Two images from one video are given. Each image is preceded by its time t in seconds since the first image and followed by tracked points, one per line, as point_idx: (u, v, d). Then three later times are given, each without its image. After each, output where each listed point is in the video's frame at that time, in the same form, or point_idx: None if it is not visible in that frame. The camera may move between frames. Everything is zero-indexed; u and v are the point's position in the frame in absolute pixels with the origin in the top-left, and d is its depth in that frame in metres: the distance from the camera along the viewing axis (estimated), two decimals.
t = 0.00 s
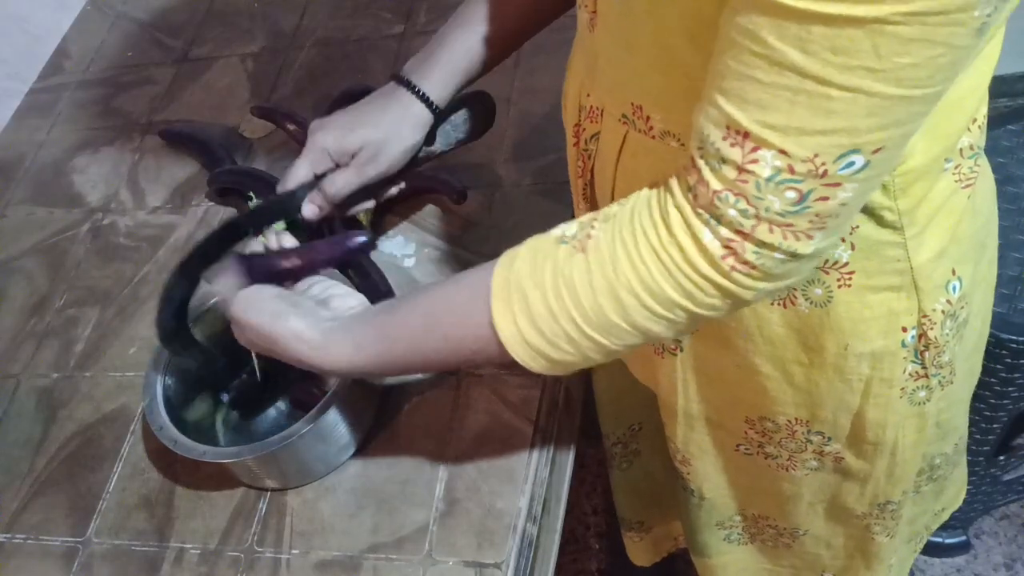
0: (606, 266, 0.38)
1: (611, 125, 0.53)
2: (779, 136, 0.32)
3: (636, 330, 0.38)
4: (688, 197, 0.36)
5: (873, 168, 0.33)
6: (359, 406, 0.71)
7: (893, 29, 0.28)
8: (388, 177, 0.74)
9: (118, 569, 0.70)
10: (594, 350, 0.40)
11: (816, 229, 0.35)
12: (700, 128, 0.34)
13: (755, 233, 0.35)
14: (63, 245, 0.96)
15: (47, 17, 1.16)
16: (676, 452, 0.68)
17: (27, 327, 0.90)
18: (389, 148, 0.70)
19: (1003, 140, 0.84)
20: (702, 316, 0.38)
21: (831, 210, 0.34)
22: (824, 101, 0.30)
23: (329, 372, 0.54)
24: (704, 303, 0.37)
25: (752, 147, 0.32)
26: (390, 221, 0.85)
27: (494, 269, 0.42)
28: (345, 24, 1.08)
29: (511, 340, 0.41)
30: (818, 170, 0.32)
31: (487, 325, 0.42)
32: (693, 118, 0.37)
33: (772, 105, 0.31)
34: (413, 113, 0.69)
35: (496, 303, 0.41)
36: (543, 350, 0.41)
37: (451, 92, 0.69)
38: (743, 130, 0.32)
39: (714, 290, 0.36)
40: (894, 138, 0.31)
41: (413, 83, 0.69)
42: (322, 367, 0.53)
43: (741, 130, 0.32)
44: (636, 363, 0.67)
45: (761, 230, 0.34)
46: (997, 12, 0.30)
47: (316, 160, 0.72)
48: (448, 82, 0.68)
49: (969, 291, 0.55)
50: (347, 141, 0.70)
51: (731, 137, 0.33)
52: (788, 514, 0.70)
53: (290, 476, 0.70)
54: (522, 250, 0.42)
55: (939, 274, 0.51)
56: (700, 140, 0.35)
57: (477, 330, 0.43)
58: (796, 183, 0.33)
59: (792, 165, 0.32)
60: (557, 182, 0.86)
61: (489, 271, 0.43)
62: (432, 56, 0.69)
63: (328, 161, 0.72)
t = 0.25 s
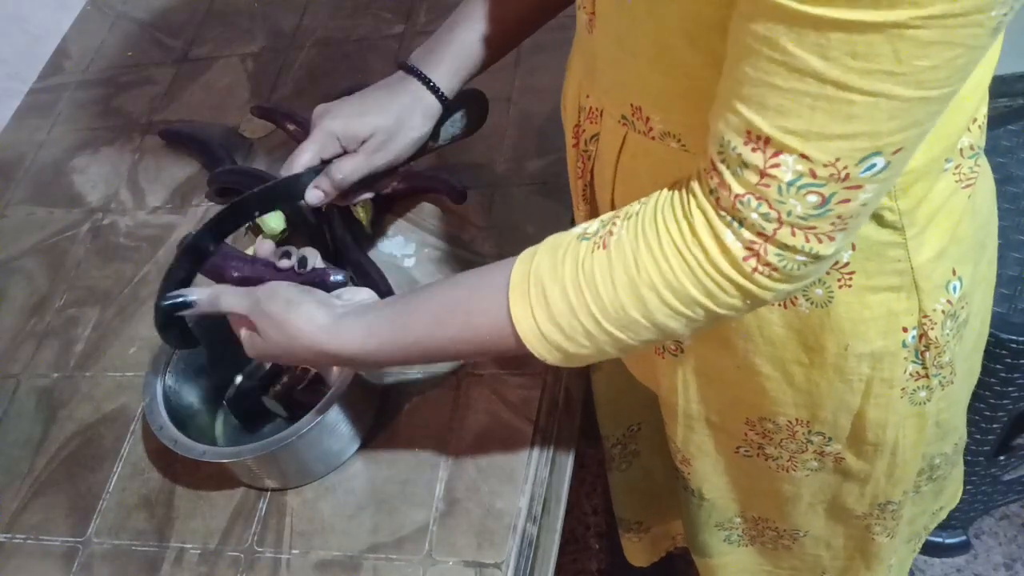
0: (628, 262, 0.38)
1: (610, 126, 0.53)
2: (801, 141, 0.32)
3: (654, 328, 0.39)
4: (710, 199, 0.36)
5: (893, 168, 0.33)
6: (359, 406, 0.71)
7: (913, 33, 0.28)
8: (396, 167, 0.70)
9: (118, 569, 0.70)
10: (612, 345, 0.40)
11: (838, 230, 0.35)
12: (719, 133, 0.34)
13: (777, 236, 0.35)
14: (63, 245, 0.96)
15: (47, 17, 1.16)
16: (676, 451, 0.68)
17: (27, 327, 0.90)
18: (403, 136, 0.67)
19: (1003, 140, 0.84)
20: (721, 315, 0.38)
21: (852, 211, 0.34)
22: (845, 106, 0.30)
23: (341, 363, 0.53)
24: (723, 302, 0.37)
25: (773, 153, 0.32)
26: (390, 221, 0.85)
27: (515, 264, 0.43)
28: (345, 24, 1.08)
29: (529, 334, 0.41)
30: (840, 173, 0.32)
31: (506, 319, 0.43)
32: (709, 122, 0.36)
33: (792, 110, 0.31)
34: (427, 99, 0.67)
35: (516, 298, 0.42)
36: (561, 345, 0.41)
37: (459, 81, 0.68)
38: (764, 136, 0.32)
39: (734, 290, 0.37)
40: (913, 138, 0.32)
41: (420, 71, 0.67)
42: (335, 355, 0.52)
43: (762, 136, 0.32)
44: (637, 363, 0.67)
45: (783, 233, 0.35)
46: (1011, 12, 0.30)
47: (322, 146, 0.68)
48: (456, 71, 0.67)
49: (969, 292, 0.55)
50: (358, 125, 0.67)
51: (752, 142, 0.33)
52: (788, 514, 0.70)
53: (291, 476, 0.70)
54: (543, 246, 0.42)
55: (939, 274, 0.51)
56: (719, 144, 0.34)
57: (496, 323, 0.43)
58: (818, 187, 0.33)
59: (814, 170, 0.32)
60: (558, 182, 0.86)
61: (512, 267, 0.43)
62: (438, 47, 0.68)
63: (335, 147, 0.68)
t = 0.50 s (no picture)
0: (623, 251, 0.38)
1: (610, 125, 0.53)
2: (800, 139, 0.32)
3: (647, 320, 0.39)
4: (707, 195, 0.36)
5: (891, 169, 0.33)
6: (359, 405, 0.71)
7: (913, 32, 0.28)
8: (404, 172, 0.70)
9: (118, 569, 0.70)
10: (602, 333, 0.40)
11: (835, 231, 0.35)
12: (718, 131, 0.34)
13: (773, 235, 0.35)
14: (63, 245, 0.96)
15: (46, 17, 1.16)
16: (675, 450, 0.68)
17: (27, 327, 0.90)
18: (415, 143, 0.67)
19: (1003, 140, 0.84)
20: (715, 313, 0.38)
21: (850, 211, 0.34)
22: (844, 104, 0.30)
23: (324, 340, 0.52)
24: (718, 299, 0.37)
25: (772, 151, 0.32)
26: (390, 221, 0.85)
27: (507, 251, 0.43)
28: (345, 24, 1.08)
29: (519, 320, 0.41)
30: (837, 173, 0.32)
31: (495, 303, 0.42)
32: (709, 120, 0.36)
33: (792, 108, 0.31)
34: (439, 106, 0.67)
35: (507, 283, 0.41)
36: (550, 331, 0.41)
37: (469, 86, 0.67)
38: (763, 134, 0.32)
39: (730, 287, 0.36)
40: (912, 138, 0.32)
41: (430, 76, 0.67)
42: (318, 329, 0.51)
43: (761, 134, 0.32)
44: (637, 363, 0.67)
45: (779, 232, 0.35)
46: (1013, 12, 0.30)
47: (334, 152, 0.67)
48: (467, 77, 0.67)
49: (968, 292, 0.55)
50: (373, 133, 0.66)
51: (751, 140, 0.33)
52: (787, 514, 0.70)
53: (290, 476, 0.70)
54: (537, 236, 0.42)
55: (938, 274, 0.51)
56: (718, 141, 0.35)
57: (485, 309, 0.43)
58: (816, 186, 0.33)
59: (813, 168, 0.32)
60: (558, 182, 0.86)
61: (502, 257, 0.43)
62: (448, 51, 0.67)
63: (347, 153, 0.67)
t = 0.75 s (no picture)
0: (613, 235, 0.38)
1: (610, 124, 0.53)
2: (791, 135, 0.32)
3: (633, 309, 0.39)
4: (698, 188, 0.36)
5: (881, 169, 0.33)
6: (359, 406, 0.71)
7: (904, 31, 0.28)
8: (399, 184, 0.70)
9: (118, 569, 0.70)
10: (588, 316, 0.40)
11: (823, 229, 0.35)
12: (710, 125, 0.34)
13: (761, 230, 0.35)
14: (63, 245, 0.96)
15: (46, 17, 1.16)
16: (675, 451, 0.68)
17: (27, 327, 0.90)
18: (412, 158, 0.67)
19: (1003, 140, 0.84)
20: (701, 307, 0.38)
21: (838, 210, 0.34)
22: (834, 101, 0.30)
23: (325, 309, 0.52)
24: (703, 292, 0.37)
25: (762, 146, 0.32)
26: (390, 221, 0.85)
27: (503, 231, 0.43)
28: (345, 24, 1.08)
29: (509, 298, 0.41)
30: (826, 171, 0.32)
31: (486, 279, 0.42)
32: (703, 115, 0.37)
33: (783, 105, 0.31)
34: (436, 120, 0.67)
35: (500, 261, 0.41)
36: (537, 310, 0.41)
37: (465, 98, 0.67)
38: (754, 129, 0.32)
39: (716, 281, 0.36)
40: (903, 139, 0.32)
41: (426, 88, 0.67)
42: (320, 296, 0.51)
43: (752, 129, 0.32)
44: (637, 363, 0.67)
45: (767, 227, 0.35)
46: (1008, 13, 0.30)
47: (331, 165, 0.66)
48: (462, 89, 0.67)
49: (969, 294, 0.55)
50: (371, 147, 0.65)
51: (742, 135, 0.33)
52: (786, 514, 0.70)
53: (290, 476, 0.70)
54: (532, 218, 0.42)
55: (939, 276, 0.51)
56: (710, 136, 0.35)
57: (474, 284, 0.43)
58: (804, 183, 0.33)
59: (802, 164, 0.32)
60: (558, 182, 0.86)
61: (500, 233, 0.43)
62: (445, 61, 0.67)
63: (345, 166, 0.67)
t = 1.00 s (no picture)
0: (607, 227, 0.38)
1: (614, 125, 0.53)
2: (784, 129, 0.31)
3: (624, 300, 0.39)
4: (692, 181, 0.36)
5: (875, 165, 0.32)
6: (359, 405, 0.71)
7: (898, 26, 0.28)
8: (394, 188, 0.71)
9: (118, 569, 0.70)
10: (580, 307, 0.40)
11: (816, 225, 0.35)
12: (706, 118, 0.34)
13: (753, 223, 0.34)
14: (63, 245, 0.96)
15: (47, 17, 1.16)
16: (678, 452, 0.68)
17: (27, 327, 0.90)
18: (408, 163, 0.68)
19: (1003, 140, 0.84)
20: (692, 301, 0.38)
21: (831, 206, 0.34)
22: (828, 96, 0.30)
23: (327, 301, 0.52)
24: (694, 285, 0.37)
25: (755, 139, 0.32)
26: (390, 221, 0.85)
27: (501, 219, 0.43)
28: (345, 24, 1.08)
29: (503, 285, 0.41)
30: (819, 165, 0.32)
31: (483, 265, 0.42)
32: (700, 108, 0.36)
33: (777, 99, 0.31)
34: (431, 126, 0.67)
35: (495, 252, 0.41)
36: (530, 300, 0.41)
37: (460, 102, 0.67)
38: (748, 122, 0.32)
39: (707, 274, 0.36)
40: (896, 135, 0.31)
41: (420, 93, 0.66)
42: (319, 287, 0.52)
43: (746, 122, 0.32)
44: (639, 363, 0.67)
45: (759, 221, 0.34)
46: (1005, 11, 0.30)
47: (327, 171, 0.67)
48: (457, 93, 0.67)
49: (973, 295, 0.55)
50: (366, 154, 0.65)
51: (736, 128, 0.33)
52: (789, 514, 0.70)
53: (291, 476, 0.70)
54: (530, 208, 0.42)
55: (942, 276, 0.51)
56: (706, 129, 0.35)
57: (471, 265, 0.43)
58: (796, 176, 0.33)
59: (794, 158, 0.32)
60: (558, 182, 0.86)
61: (498, 222, 0.43)
62: (438, 65, 0.67)
63: (340, 172, 0.67)
